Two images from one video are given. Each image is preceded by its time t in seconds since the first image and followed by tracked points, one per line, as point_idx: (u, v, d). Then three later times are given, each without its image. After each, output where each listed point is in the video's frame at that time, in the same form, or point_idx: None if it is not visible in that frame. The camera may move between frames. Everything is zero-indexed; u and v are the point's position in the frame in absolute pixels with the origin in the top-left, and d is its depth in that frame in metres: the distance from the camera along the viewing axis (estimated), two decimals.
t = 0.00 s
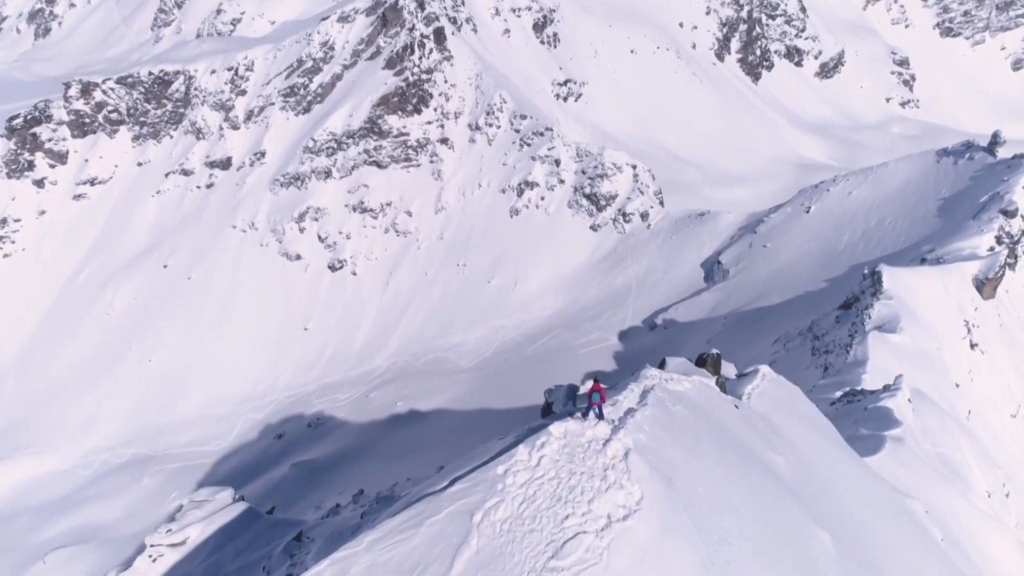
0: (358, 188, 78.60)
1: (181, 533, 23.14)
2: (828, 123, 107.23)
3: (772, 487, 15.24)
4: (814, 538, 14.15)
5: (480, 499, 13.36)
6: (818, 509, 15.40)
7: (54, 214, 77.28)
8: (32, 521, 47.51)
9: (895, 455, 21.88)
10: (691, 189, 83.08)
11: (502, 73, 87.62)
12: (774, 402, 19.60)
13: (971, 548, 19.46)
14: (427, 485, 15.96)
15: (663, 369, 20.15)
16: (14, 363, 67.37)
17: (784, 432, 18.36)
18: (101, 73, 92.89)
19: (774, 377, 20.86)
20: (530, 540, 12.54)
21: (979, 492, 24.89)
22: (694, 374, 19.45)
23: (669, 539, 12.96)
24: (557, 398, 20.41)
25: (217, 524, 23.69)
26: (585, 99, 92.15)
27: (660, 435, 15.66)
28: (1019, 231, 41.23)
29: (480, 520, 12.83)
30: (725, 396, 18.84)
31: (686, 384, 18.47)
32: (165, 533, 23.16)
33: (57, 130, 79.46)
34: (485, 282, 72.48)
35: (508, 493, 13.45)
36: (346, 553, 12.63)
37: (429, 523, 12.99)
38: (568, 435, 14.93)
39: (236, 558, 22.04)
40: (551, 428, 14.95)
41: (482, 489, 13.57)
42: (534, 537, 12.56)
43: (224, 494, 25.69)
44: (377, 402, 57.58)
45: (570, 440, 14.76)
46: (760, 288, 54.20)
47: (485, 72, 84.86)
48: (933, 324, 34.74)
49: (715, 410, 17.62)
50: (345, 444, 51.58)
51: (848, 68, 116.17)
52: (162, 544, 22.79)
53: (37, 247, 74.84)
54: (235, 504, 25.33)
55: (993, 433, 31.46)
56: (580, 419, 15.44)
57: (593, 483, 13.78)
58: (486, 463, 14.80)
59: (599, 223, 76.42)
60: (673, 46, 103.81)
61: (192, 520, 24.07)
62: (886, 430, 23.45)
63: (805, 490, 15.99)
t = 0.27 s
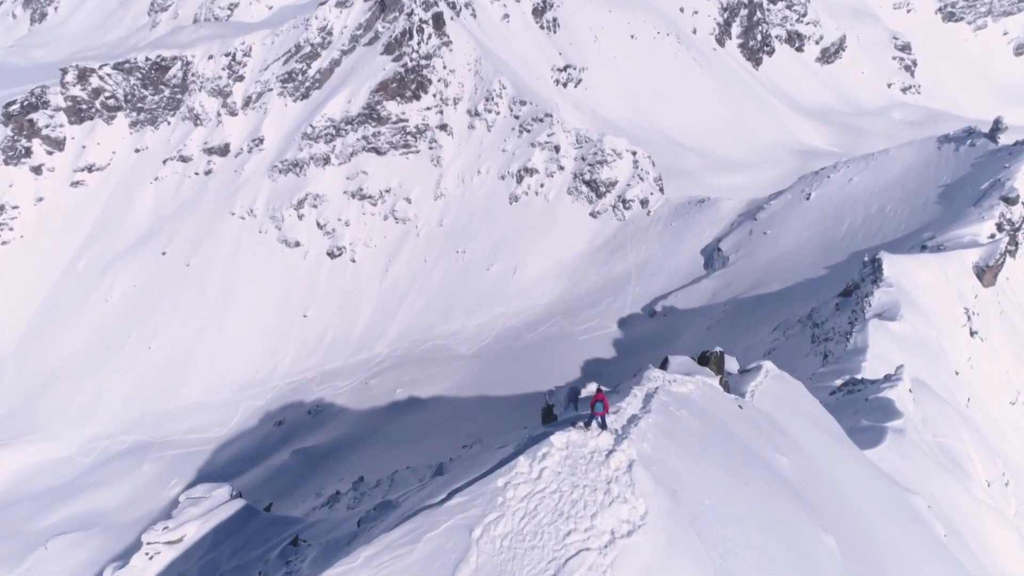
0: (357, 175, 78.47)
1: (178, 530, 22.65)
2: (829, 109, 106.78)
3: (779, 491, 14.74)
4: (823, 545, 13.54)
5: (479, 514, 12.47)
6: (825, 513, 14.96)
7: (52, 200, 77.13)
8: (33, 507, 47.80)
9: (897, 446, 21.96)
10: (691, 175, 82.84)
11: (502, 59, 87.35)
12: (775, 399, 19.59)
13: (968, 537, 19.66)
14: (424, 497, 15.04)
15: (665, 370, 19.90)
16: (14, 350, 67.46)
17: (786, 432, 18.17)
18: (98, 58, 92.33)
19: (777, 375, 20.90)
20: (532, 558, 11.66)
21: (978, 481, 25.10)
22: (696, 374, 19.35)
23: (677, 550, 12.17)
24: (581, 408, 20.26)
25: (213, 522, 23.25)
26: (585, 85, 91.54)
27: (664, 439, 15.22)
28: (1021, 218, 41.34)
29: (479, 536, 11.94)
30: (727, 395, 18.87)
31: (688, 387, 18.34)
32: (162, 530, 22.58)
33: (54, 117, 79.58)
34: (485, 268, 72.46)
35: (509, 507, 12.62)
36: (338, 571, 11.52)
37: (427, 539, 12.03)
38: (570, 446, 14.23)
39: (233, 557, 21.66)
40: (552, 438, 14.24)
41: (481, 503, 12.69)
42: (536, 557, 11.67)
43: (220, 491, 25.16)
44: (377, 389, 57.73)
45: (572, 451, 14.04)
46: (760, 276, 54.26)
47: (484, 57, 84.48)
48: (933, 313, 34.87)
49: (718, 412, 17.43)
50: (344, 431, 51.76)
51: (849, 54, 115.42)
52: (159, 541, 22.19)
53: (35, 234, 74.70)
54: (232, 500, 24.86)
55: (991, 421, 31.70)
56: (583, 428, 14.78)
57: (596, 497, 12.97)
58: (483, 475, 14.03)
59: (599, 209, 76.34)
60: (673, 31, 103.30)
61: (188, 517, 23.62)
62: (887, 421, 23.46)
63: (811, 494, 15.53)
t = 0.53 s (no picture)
0: (356, 162, 78.23)
1: (175, 528, 22.10)
2: (830, 95, 106.29)
3: (782, 496, 14.41)
4: (826, 551, 13.26)
5: (479, 530, 11.90)
6: (827, 516, 14.75)
7: (49, 187, 76.84)
8: (35, 494, 48.11)
9: (899, 437, 22.00)
10: (691, 162, 82.63)
11: (501, 45, 87.06)
12: (778, 396, 19.45)
13: (966, 528, 19.85)
14: (425, 509, 14.52)
15: (667, 371, 19.46)
16: (13, 337, 67.48)
17: (789, 431, 17.93)
18: (95, 44, 91.70)
19: (781, 372, 20.74)
20: None
21: (977, 470, 25.29)
22: (700, 374, 19.05)
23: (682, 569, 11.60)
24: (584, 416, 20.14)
25: (212, 519, 22.78)
26: (585, 71, 90.93)
27: (667, 447, 14.58)
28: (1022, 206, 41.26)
29: (479, 553, 11.40)
30: (731, 394, 18.56)
31: (691, 389, 17.85)
32: (159, 528, 22.04)
33: (51, 103, 78.99)
34: (485, 255, 72.41)
35: (509, 523, 12.03)
36: None
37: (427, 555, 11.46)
38: (573, 458, 13.69)
39: (230, 556, 21.25)
40: (554, 450, 13.68)
41: (482, 518, 12.16)
42: None
43: (217, 489, 24.58)
44: (377, 376, 57.83)
45: (574, 464, 13.50)
46: (760, 263, 54.35)
47: (484, 43, 84.16)
48: (933, 301, 34.92)
49: (723, 414, 16.99)
50: (344, 419, 51.89)
51: (851, 39, 114.68)
52: (156, 538, 21.69)
53: (33, 221, 74.46)
54: (229, 498, 24.33)
55: (990, 409, 31.90)
56: (584, 439, 14.22)
57: (599, 513, 12.33)
58: (484, 488, 13.62)
59: (599, 196, 76.18)
60: (673, 16, 102.94)
61: (187, 513, 23.06)
62: (889, 412, 23.51)
63: (814, 497, 15.28)
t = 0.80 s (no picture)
0: (356, 150, 78.03)
1: (173, 525, 22.48)
2: (831, 82, 105.84)
3: (785, 500, 14.21)
4: (831, 555, 13.15)
5: (479, 544, 11.57)
6: (831, 519, 14.58)
7: (48, 176, 76.68)
8: (35, 482, 48.43)
9: (900, 430, 22.09)
10: (691, 149, 82.46)
11: (501, 33, 86.70)
12: (781, 393, 19.37)
13: (966, 520, 20.00)
14: (423, 520, 13.73)
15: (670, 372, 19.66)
16: (14, 324, 67.71)
17: (793, 429, 17.80)
18: (93, 31, 91.38)
19: (784, 368, 20.69)
20: None
21: (977, 461, 25.41)
22: (703, 374, 18.99)
23: None
24: (584, 419, 20.00)
25: (209, 518, 22.87)
26: (585, 59, 90.42)
27: (672, 456, 14.23)
28: None
29: (480, 569, 11.09)
30: (734, 394, 18.46)
31: (694, 392, 17.60)
32: (157, 525, 22.39)
33: (49, 91, 78.86)
34: (484, 243, 72.38)
35: (510, 538, 11.66)
36: None
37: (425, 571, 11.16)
38: (575, 469, 13.36)
39: (229, 554, 21.37)
40: (556, 460, 13.40)
41: (481, 533, 11.79)
42: None
43: (215, 486, 24.82)
44: (377, 365, 57.95)
45: (577, 475, 13.18)
46: (760, 252, 54.46)
47: (483, 31, 83.83)
48: (933, 290, 35.00)
49: (727, 417, 16.76)
50: (345, 408, 52.08)
51: (853, 26, 114.12)
52: (154, 537, 22.05)
53: (32, 210, 74.42)
54: (227, 494, 24.53)
55: (989, 397, 32.11)
56: (587, 449, 13.86)
57: (603, 527, 11.90)
58: (485, 500, 13.32)
59: (599, 184, 76.01)
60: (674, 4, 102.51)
61: (185, 511, 23.31)
62: (890, 405, 23.61)
63: (818, 499, 15.20)
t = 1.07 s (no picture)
0: (355, 137, 77.74)
1: (171, 523, 22.40)
2: (833, 68, 105.17)
3: (790, 507, 14.18)
4: (838, 561, 13.22)
5: (479, 563, 11.29)
6: (837, 523, 14.66)
7: (45, 163, 76.38)
8: (37, 469, 48.73)
9: (901, 422, 22.26)
10: (692, 135, 82.17)
11: (501, 18, 86.26)
12: (785, 391, 19.47)
13: (965, 509, 20.26)
14: (422, 533, 13.29)
15: (675, 373, 19.94)
16: (14, 311, 67.80)
17: (797, 429, 17.88)
18: (90, 15, 90.73)
19: (790, 366, 20.89)
20: None
21: (977, 451, 25.59)
22: (707, 375, 19.09)
23: None
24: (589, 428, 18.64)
25: (207, 514, 23.01)
26: (585, 44, 89.97)
27: (678, 464, 14.09)
28: None
29: None
30: (738, 394, 18.46)
31: (698, 395, 17.55)
32: (154, 523, 22.37)
33: (46, 77, 78.39)
34: (484, 230, 72.27)
35: (511, 556, 11.38)
36: None
37: None
38: (578, 482, 13.08)
39: (226, 553, 21.60)
40: (559, 473, 13.13)
41: (481, 550, 11.51)
42: None
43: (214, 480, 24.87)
44: (377, 353, 58.07)
45: (580, 489, 12.91)
46: (761, 239, 54.47)
47: (483, 16, 83.46)
48: (934, 277, 35.10)
49: (733, 421, 16.70)
50: (346, 395, 52.30)
51: (855, 11, 113.28)
52: (151, 534, 22.07)
53: (30, 197, 74.27)
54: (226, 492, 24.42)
55: (989, 385, 32.31)
56: (590, 462, 13.61)
57: (608, 544, 11.62)
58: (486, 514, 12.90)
59: (599, 171, 75.75)
60: None
61: (185, 506, 23.25)
62: (892, 396, 23.74)
63: (823, 502, 15.31)
